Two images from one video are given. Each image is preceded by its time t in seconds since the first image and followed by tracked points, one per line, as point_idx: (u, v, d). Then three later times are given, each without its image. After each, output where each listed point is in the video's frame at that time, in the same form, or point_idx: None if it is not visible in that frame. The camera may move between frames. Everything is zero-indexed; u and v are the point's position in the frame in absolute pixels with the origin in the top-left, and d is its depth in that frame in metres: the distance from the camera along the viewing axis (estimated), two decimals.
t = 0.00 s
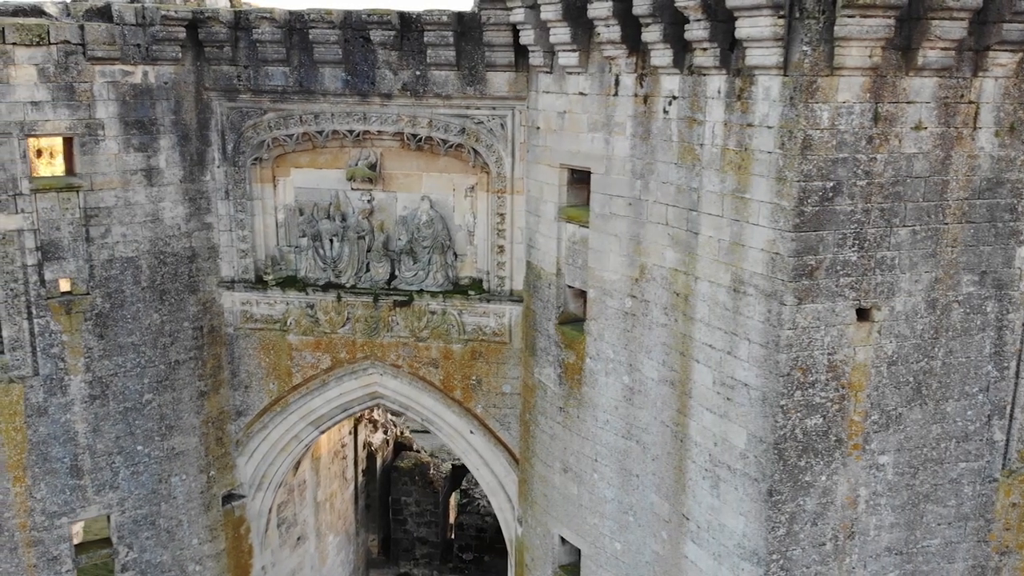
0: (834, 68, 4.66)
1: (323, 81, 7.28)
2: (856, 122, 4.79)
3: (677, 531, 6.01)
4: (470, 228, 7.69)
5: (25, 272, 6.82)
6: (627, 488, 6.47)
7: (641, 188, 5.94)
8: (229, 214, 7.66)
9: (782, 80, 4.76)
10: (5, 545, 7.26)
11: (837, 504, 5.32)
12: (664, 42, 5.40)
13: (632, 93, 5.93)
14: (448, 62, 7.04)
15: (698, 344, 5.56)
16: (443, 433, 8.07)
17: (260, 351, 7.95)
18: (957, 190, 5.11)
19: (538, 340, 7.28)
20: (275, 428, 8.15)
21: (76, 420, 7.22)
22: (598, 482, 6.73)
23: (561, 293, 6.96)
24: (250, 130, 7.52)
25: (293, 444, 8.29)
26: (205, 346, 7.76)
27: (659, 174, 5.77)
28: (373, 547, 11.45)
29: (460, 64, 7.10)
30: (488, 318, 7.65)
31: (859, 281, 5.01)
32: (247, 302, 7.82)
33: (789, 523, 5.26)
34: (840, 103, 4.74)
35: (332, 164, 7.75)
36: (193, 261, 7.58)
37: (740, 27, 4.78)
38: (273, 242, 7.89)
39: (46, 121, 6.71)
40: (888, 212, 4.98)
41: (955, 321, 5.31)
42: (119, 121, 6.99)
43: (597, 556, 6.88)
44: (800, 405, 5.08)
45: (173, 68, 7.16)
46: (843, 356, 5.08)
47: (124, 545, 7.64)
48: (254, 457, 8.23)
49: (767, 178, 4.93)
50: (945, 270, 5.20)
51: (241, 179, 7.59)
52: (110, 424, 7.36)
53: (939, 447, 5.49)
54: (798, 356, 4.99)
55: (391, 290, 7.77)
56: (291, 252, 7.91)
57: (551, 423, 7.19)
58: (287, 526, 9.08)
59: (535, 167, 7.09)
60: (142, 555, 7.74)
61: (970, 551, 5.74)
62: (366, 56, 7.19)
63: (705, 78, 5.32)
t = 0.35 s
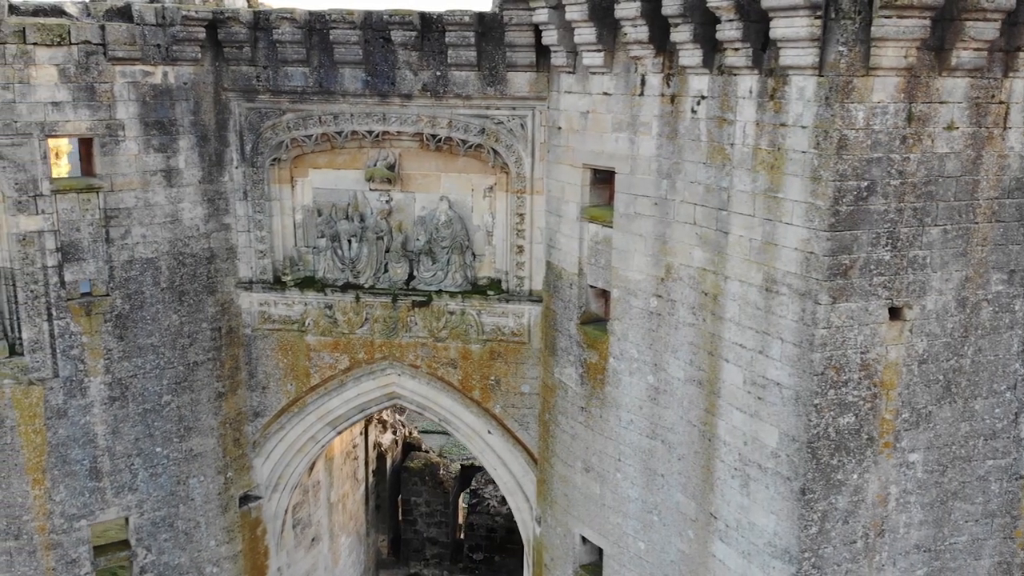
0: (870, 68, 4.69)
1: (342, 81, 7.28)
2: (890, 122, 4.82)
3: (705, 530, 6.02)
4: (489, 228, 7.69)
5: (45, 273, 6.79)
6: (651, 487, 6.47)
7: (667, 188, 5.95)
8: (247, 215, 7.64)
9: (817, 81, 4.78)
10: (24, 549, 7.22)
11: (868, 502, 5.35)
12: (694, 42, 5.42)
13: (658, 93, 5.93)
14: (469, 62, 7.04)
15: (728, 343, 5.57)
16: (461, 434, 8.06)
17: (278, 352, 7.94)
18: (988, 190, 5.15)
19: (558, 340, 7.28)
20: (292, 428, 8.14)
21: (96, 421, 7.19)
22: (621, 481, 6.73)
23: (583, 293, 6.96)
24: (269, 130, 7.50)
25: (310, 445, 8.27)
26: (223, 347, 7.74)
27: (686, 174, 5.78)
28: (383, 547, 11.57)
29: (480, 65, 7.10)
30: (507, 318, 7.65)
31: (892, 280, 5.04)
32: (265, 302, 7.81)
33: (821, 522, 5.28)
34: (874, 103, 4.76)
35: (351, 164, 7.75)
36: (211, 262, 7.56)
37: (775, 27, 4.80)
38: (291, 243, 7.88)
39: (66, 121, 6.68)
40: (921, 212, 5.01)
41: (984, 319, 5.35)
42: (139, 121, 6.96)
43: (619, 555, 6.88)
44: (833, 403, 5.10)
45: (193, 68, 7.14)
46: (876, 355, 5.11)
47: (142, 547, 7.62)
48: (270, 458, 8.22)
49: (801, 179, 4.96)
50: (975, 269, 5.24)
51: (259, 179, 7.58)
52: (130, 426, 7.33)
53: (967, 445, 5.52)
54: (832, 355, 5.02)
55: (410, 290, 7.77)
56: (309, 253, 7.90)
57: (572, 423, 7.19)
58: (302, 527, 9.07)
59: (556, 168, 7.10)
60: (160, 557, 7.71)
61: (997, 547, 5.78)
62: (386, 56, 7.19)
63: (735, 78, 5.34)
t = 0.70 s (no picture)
0: (906, 68, 4.71)
1: (364, 82, 7.28)
2: (925, 122, 4.85)
3: (733, 529, 6.05)
4: (508, 228, 7.70)
5: (67, 274, 6.77)
6: (677, 487, 6.48)
7: (695, 187, 5.96)
8: (267, 215, 7.64)
9: (852, 81, 4.81)
10: (45, 551, 7.17)
11: (900, 500, 5.39)
12: (725, 42, 5.43)
13: (686, 93, 5.95)
14: (491, 63, 7.04)
15: (758, 343, 5.60)
16: (480, 434, 8.07)
17: (297, 352, 7.94)
18: (1018, 189, 5.20)
19: (580, 339, 7.29)
20: (311, 429, 8.13)
21: (117, 423, 7.17)
22: (646, 480, 6.73)
23: (606, 292, 6.96)
24: (289, 131, 7.50)
25: (328, 446, 8.26)
26: (243, 348, 7.73)
27: (715, 173, 5.80)
28: (394, 547, 11.61)
29: (502, 65, 7.11)
30: (527, 318, 7.66)
31: (925, 279, 5.08)
32: (284, 303, 7.81)
33: (854, 520, 5.31)
34: (910, 104, 4.79)
35: (370, 164, 7.75)
36: (232, 263, 7.54)
37: (811, 28, 4.82)
38: (310, 243, 7.88)
39: (89, 121, 6.66)
40: (954, 211, 5.04)
41: (1013, 318, 5.39)
42: (161, 122, 6.93)
43: (644, 555, 6.89)
44: (867, 402, 5.13)
45: (214, 68, 7.12)
46: (908, 353, 5.15)
47: (162, 548, 7.60)
48: (289, 458, 8.21)
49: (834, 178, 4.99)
50: (1006, 268, 5.28)
51: (280, 180, 7.58)
52: (151, 427, 7.31)
53: (996, 442, 5.57)
54: (867, 354, 5.05)
55: (430, 290, 7.78)
56: (328, 254, 7.90)
57: (595, 423, 7.19)
58: (318, 528, 9.07)
59: (578, 168, 7.11)
60: (180, 559, 7.69)
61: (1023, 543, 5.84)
62: (408, 57, 7.19)
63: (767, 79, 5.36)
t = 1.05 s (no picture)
0: (944, 69, 4.75)
1: (386, 83, 7.28)
2: (960, 122, 4.88)
3: (762, 528, 6.07)
4: (529, 229, 7.71)
5: (92, 275, 6.75)
6: (703, 486, 6.49)
7: (723, 188, 5.98)
8: (288, 216, 7.65)
9: (889, 82, 4.84)
10: (67, 554, 7.15)
11: (932, 497, 5.42)
12: (757, 43, 5.45)
13: (715, 94, 5.97)
14: (515, 64, 7.06)
15: (790, 342, 5.63)
16: (500, 434, 8.08)
17: (318, 353, 7.94)
18: None
19: (602, 340, 7.30)
20: (331, 430, 8.13)
21: (140, 425, 7.15)
22: (671, 480, 6.75)
23: (630, 293, 6.97)
24: (311, 132, 7.51)
25: (347, 446, 8.25)
26: (264, 349, 7.72)
27: (745, 174, 5.82)
28: (406, 548, 11.64)
29: (525, 66, 7.12)
30: (548, 319, 7.67)
31: (959, 279, 5.11)
32: (305, 304, 7.81)
33: (887, 518, 5.35)
34: (946, 105, 4.83)
35: (391, 165, 7.76)
36: (253, 264, 7.54)
37: (847, 29, 4.85)
38: (331, 244, 7.88)
39: (114, 123, 6.64)
40: (987, 211, 5.08)
41: None
42: (185, 123, 6.92)
43: (668, 554, 6.91)
44: (902, 401, 5.17)
45: (236, 70, 7.11)
46: (942, 352, 5.19)
47: (184, 550, 7.58)
48: (308, 459, 8.21)
49: (869, 179, 5.03)
50: None
51: (301, 181, 7.59)
52: (173, 429, 7.29)
53: None
54: (902, 353, 5.08)
55: (451, 291, 7.79)
56: (349, 255, 7.90)
57: (618, 423, 7.21)
58: (335, 529, 9.07)
59: (600, 168, 7.13)
60: (201, 561, 7.68)
61: None
62: (430, 58, 7.20)
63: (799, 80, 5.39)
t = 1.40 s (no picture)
0: (980, 70, 4.80)
1: (409, 83, 7.29)
2: (995, 123, 4.93)
3: (792, 526, 6.10)
4: (550, 229, 7.72)
5: (117, 276, 6.73)
6: (730, 486, 6.52)
7: (753, 188, 6.01)
8: (310, 217, 7.65)
9: (925, 82, 4.87)
10: (91, 556, 7.13)
11: (963, 495, 5.47)
12: (789, 44, 5.47)
13: (744, 94, 5.99)
14: (538, 64, 7.07)
15: (821, 341, 5.66)
16: (520, 434, 8.08)
17: (339, 354, 7.94)
18: None
19: (625, 339, 7.31)
20: (351, 430, 8.12)
21: (164, 426, 7.14)
22: (697, 479, 6.77)
23: (654, 293, 6.98)
24: (333, 133, 7.50)
25: (367, 447, 8.25)
26: (286, 350, 7.72)
27: (775, 173, 5.85)
28: (418, 548, 11.67)
29: (549, 67, 7.13)
30: (569, 318, 7.68)
31: (992, 278, 5.16)
32: (326, 305, 7.81)
33: (920, 515, 5.39)
34: (981, 105, 4.87)
35: (412, 166, 7.76)
36: (276, 265, 7.54)
37: (884, 30, 4.87)
38: (351, 245, 7.88)
39: (139, 123, 6.63)
40: (1021, 211, 5.12)
41: None
42: (209, 123, 6.91)
43: (693, 553, 6.93)
44: (936, 399, 5.21)
45: (260, 70, 7.10)
46: (976, 351, 5.23)
47: (206, 552, 7.57)
48: (328, 460, 8.21)
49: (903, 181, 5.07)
50: None
51: (322, 182, 7.59)
52: (197, 430, 7.28)
53: None
54: (937, 352, 5.12)
55: (472, 291, 7.80)
56: (370, 255, 7.90)
57: (641, 422, 7.23)
58: (352, 529, 9.06)
59: (623, 169, 7.15)
60: (223, 562, 7.67)
61: None
62: (454, 59, 7.20)
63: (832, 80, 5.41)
